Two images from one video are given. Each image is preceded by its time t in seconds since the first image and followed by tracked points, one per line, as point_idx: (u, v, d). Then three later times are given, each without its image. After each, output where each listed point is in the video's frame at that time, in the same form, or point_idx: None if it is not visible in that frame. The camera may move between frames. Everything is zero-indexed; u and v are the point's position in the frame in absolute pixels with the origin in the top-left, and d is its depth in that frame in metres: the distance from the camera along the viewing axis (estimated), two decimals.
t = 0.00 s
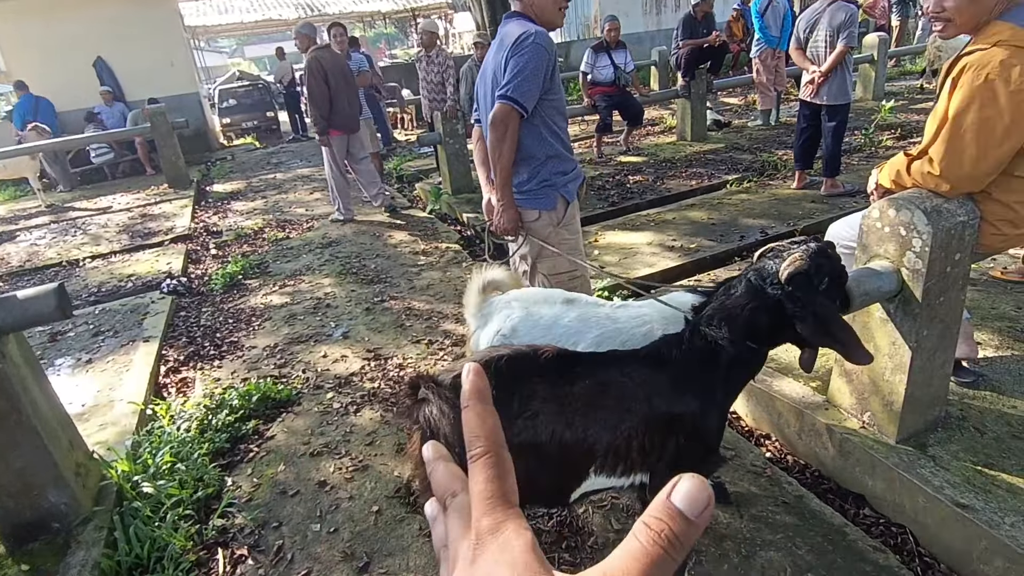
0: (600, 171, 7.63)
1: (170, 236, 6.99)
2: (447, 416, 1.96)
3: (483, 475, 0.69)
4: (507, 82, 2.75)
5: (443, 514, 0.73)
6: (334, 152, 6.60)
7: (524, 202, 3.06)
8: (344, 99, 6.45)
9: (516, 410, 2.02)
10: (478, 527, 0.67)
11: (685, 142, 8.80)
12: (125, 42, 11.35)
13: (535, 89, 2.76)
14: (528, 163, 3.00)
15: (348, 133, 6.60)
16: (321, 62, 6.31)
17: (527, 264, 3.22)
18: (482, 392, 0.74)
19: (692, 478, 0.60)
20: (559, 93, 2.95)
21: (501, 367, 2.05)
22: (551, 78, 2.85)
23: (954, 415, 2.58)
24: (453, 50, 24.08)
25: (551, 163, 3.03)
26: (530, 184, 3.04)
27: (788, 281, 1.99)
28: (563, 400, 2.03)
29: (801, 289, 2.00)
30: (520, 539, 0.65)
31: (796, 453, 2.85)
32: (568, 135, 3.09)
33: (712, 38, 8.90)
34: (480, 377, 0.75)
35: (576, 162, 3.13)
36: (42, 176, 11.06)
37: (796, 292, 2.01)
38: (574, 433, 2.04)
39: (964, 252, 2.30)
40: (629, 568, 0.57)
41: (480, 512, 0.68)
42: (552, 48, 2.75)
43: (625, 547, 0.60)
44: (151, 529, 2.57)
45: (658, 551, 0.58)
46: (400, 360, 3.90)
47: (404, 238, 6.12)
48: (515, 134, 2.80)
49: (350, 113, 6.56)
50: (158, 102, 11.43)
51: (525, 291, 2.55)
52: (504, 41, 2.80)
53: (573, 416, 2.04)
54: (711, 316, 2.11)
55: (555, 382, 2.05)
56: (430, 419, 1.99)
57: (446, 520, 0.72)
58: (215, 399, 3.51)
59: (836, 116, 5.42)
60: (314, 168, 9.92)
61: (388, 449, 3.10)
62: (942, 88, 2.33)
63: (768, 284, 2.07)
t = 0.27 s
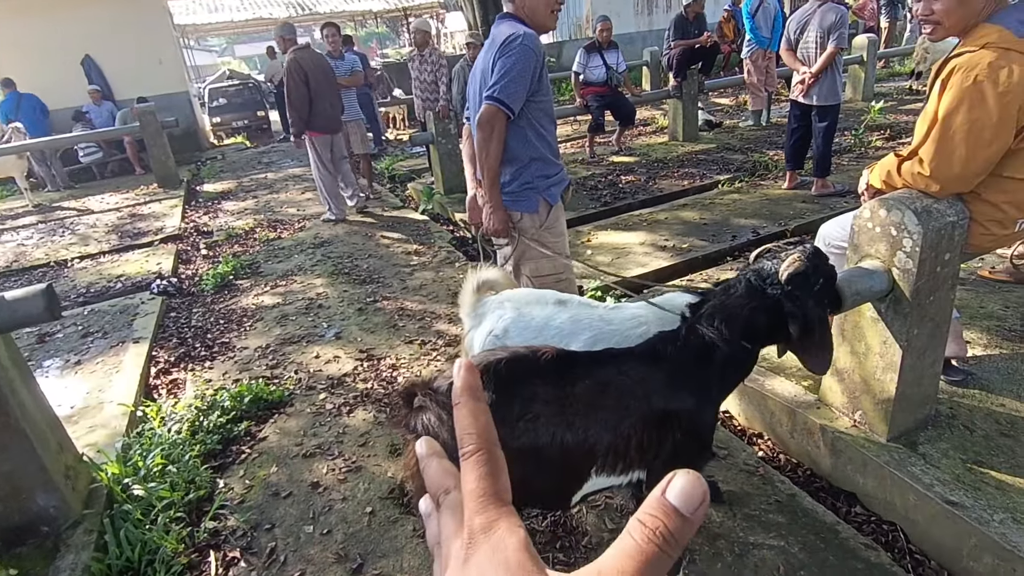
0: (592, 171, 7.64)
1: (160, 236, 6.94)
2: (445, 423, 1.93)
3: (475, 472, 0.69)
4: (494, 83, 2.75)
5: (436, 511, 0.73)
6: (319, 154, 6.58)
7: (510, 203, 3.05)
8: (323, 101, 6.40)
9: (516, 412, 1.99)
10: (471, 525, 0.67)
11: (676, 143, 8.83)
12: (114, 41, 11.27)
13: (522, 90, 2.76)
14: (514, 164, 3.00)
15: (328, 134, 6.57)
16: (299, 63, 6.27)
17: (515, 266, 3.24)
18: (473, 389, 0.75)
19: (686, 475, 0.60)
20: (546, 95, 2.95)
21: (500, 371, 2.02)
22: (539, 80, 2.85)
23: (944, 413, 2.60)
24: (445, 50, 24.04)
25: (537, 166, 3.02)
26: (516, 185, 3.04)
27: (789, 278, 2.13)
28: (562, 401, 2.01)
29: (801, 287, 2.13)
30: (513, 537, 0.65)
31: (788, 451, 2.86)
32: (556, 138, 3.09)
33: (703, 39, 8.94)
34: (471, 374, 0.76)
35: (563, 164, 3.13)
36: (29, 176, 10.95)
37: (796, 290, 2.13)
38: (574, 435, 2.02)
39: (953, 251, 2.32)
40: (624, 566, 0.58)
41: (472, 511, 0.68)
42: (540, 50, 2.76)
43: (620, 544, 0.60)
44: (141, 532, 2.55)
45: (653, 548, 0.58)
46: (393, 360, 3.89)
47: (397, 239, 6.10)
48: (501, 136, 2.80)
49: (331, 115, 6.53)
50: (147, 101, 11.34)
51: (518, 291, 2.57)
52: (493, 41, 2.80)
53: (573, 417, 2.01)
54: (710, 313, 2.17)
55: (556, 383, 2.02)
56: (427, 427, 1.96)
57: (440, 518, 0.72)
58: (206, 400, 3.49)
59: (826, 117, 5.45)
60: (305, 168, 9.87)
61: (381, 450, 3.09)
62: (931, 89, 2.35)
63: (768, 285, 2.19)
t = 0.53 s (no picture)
0: (587, 170, 7.64)
1: (153, 237, 6.90)
2: (440, 425, 1.92)
3: (482, 481, 0.69)
4: (484, 83, 2.75)
5: (443, 521, 0.72)
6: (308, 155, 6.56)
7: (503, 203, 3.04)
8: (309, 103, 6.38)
9: (514, 411, 1.98)
10: (477, 534, 0.66)
11: (671, 142, 8.84)
12: (106, 40, 11.21)
13: (511, 89, 2.75)
14: (504, 163, 3.01)
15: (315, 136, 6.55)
16: (285, 65, 6.25)
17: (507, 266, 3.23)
18: (480, 396, 0.75)
19: (696, 487, 0.60)
20: (537, 94, 2.94)
21: (497, 372, 2.01)
22: (529, 78, 2.85)
23: (938, 410, 2.61)
24: (439, 50, 24.02)
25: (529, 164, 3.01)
26: (509, 184, 3.03)
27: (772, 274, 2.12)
28: (558, 400, 2.00)
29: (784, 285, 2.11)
30: (520, 546, 0.64)
31: (783, 449, 2.87)
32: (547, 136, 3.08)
33: (697, 38, 8.95)
34: (477, 381, 0.75)
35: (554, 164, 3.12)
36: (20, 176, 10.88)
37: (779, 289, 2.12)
38: (570, 433, 2.01)
39: (947, 249, 2.33)
40: None
41: (479, 519, 0.67)
42: (528, 48, 2.75)
43: (629, 554, 0.60)
44: (136, 534, 2.54)
45: (662, 559, 0.57)
46: (389, 360, 3.88)
47: (392, 238, 6.09)
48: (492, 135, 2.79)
49: (318, 116, 6.52)
50: (140, 101, 11.29)
51: (511, 291, 2.56)
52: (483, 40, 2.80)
53: (569, 415, 2.01)
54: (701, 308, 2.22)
55: (552, 382, 2.01)
56: (422, 430, 1.96)
57: (446, 527, 0.71)
58: (201, 401, 3.47)
59: (820, 116, 5.47)
60: (299, 168, 9.84)
61: (377, 450, 3.08)
62: (925, 87, 2.35)
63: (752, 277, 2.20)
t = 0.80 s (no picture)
0: (582, 170, 7.65)
1: (146, 239, 6.87)
2: (434, 426, 1.91)
3: (478, 475, 0.69)
4: (470, 89, 2.76)
5: (439, 515, 0.72)
6: (298, 156, 6.50)
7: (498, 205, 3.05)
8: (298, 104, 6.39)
9: (508, 411, 1.97)
10: (473, 528, 0.66)
11: (666, 141, 8.85)
12: (98, 41, 11.16)
13: (497, 93, 2.75)
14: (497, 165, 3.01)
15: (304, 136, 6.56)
16: (275, 66, 6.27)
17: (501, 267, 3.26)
18: (474, 391, 0.75)
19: (690, 477, 0.59)
20: (526, 96, 2.93)
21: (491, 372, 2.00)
22: (516, 80, 2.84)
23: (932, 407, 2.62)
24: (434, 49, 23.99)
25: (523, 166, 3.01)
26: (503, 187, 3.04)
27: (788, 290, 2.12)
28: (553, 399, 2.00)
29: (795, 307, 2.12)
30: (515, 540, 0.64)
31: (779, 447, 2.88)
32: (540, 137, 3.08)
33: (691, 38, 8.97)
34: (472, 377, 0.76)
35: (548, 164, 3.11)
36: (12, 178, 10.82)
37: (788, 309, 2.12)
38: (565, 433, 2.01)
39: (940, 247, 2.34)
40: (628, 569, 0.57)
41: (475, 513, 0.67)
42: (512, 51, 2.74)
43: (624, 547, 0.59)
44: (130, 537, 2.53)
45: (656, 549, 0.57)
46: (384, 361, 3.88)
47: (387, 239, 6.08)
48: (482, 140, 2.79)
49: (307, 117, 6.51)
50: (133, 102, 11.24)
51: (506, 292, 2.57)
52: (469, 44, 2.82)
53: (563, 415, 2.01)
54: (710, 313, 2.24)
55: (546, 381, 2.01)
56: (415, 431, 1.95)
57: (442, 520, 0.71)
58: (195, 404, 3.46)
59: (813, 115, 5.49)
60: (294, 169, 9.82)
61: (373, 452, 3.07)
62: (916, 87, 2.36)
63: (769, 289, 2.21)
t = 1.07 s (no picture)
0: (577, 169, 7.65)
1: (140, 241, 6.84)
2: (429, 424, 1.91)
3: (478, 476, 0.69)
4: (451, 97, 2.78)
5: (440, 515, 0.72)
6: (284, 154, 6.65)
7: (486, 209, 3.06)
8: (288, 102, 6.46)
9: (503, 409, 1.97)
10: (472, 528, 0.66)
11: (660, 140, 8.87)
12: (90, 42, 11.10)
13: (481, 103, 2.75)
14: (484, 170, 3.02)
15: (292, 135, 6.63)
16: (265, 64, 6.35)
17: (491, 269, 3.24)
18: (474, 390, 0.75)
19: (690, 475, 0.59)
20: (512, 101, 2.92)
21: (485, 370, 2.01)
22: (501, 89, 2.83)
23: (926, 405, 2.63)
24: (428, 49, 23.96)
25: (510, 174, 3.02)
26: (491, 193, 3.05)
27: (816, 328, 2.10)
28: (548, 398, 2.00)
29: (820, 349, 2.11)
30: (515, 539, 0.64)
31: (774, 445, 2.88)
32: (529, 143, 3.07)
33: (684, 37, 8.99)
34: (471, 375, 0.75)
35: (537, 169, 3.09)
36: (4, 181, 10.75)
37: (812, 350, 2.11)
38: (560, 432, 2.01)
39: (933, 245, 2.35)
40: (627, 568, 0.57)
41: (475, 514, 0.67)
42: (496, 60, 2.74)
43: (623, 547, 0.59)
44: (125, 541, 2.51)
45: (656, 548, 0.57)
46: (379, 362, 3.87)
47: (382, 240, 6.07)
48: (467, 150, 2.79)
49: (297, 115, 6.60)
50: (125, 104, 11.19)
51: (501, 291, 2.56)
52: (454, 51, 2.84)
53: (557, 413, 2.01)
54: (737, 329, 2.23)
55: (540, 379, 2.02)
56: (409, 430, 1.95)
57: (442, 521, 0.70)
58: (190, 406, 3.44)
59: (807, 114, 5.50)
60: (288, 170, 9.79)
61: (369, 453, 3.06)
62: (908, 83, 2.37)
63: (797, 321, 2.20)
